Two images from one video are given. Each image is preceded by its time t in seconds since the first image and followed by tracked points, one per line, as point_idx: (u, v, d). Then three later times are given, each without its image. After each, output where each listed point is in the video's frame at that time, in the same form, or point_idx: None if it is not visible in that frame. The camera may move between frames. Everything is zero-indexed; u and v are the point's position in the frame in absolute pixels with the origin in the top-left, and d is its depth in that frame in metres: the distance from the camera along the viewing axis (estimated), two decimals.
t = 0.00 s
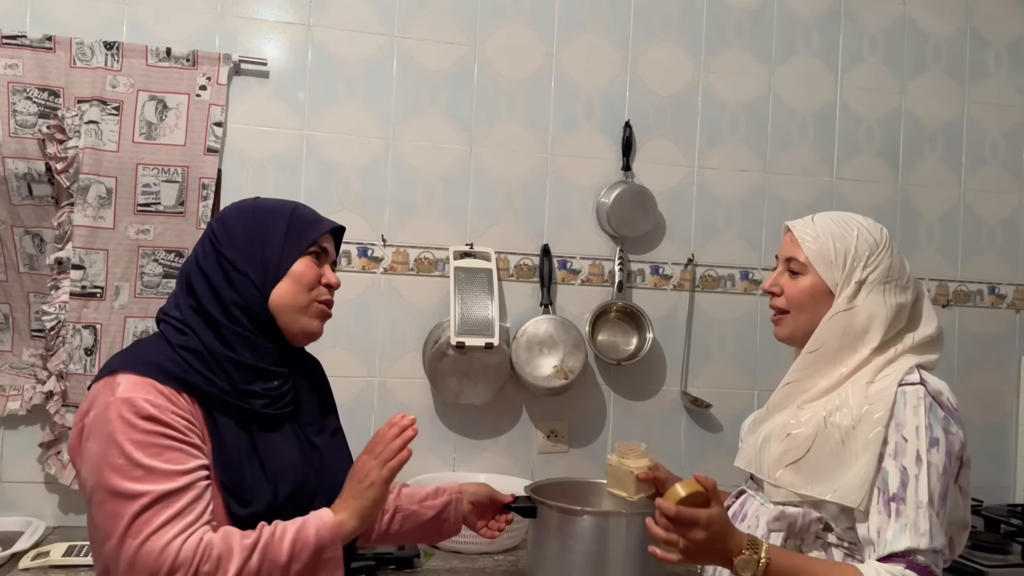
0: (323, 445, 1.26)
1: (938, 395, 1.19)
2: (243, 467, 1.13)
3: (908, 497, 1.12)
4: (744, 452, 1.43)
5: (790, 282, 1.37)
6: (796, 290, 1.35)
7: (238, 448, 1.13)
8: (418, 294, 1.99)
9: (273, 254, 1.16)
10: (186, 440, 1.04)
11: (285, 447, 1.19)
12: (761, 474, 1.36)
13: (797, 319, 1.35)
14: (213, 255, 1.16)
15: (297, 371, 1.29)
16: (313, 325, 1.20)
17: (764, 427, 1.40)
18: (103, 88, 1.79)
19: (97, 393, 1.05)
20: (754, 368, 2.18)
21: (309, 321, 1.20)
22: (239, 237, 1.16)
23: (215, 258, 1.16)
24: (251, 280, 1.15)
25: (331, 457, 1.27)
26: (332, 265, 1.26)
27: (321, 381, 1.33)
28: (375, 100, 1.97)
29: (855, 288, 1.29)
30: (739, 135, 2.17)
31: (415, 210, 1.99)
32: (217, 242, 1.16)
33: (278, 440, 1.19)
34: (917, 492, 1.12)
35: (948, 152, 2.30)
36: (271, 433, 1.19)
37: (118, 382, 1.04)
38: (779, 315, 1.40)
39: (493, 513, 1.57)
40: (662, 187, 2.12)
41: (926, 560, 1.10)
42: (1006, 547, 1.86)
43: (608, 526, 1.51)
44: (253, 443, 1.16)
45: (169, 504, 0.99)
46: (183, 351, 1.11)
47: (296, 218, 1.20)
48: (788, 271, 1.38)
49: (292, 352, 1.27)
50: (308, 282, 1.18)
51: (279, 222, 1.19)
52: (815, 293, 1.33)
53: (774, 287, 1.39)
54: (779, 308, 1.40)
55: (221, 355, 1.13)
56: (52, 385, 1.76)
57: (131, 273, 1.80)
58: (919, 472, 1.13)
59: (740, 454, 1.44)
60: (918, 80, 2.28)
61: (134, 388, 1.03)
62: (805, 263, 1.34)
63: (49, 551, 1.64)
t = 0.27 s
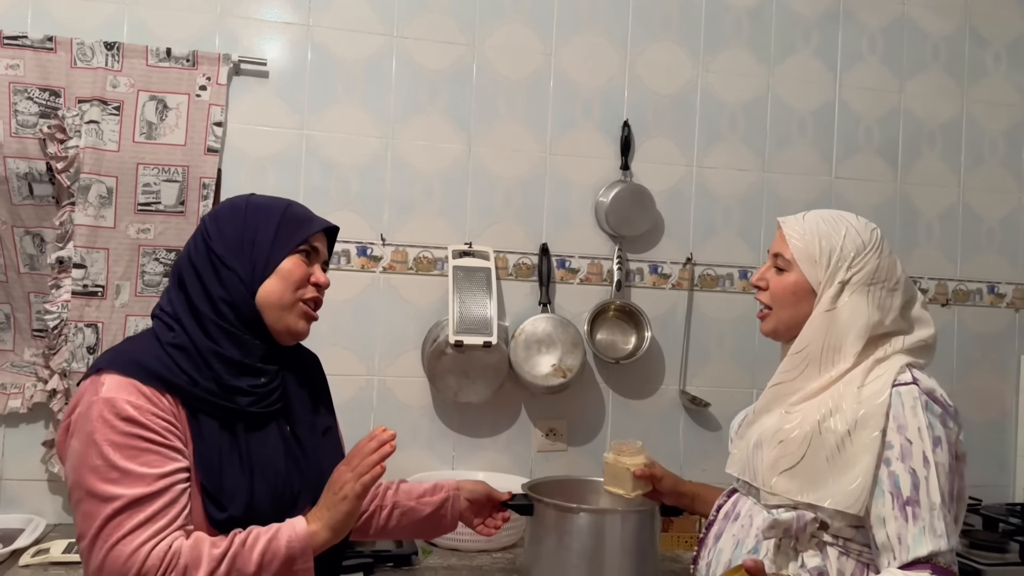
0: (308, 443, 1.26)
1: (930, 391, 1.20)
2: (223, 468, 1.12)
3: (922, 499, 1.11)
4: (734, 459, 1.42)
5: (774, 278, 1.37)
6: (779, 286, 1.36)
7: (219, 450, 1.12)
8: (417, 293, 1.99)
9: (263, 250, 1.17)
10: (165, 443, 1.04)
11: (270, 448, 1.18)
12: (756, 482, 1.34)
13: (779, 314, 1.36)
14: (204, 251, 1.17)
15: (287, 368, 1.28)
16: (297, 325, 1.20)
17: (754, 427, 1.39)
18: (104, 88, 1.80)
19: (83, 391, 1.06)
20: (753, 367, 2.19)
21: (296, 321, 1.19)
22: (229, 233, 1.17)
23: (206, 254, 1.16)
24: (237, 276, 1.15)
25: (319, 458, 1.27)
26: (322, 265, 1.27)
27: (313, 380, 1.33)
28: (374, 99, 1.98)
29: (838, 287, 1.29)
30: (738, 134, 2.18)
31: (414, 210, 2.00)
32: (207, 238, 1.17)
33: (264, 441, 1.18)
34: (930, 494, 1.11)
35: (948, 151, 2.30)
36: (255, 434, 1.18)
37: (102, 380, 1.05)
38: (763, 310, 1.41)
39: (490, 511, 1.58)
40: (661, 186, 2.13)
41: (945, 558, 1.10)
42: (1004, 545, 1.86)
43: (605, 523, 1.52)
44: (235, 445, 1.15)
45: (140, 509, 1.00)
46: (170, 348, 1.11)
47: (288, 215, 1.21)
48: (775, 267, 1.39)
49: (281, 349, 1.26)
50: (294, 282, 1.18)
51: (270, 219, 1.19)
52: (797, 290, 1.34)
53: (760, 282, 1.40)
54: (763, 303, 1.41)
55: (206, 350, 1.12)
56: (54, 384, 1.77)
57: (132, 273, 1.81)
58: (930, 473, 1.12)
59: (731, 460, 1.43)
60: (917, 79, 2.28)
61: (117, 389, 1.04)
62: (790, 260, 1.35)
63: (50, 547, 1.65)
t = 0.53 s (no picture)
0: (301, 439, 1.26)
1: (928, 384, 1.21)
2: (217, 465, 1.13)
3: (924, 493, 1.12)
4: (729, 459, 1.41)
5: (764, 276, 1.38)
6: (768, 284, 1.36)
7: (213, 447, 1.13)
8: (418, 291, 2.01)
9: (256, 246, 1.17)
10: (160, 438, 1.05)
11: (264, 445, 1.19)
12: (756, 484, 1.33)
13: (766, 311, 1.37)
14: (199, 247, 1.17)
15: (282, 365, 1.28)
16: (291, 321, 1.19)
17: (750, 427, 1.38)
18: (108, 87, 1.82)
19: (79, 386, 1.07)
20: (753, 364, 2.20)
21: (288, 317, 1.18)
22: (223, 230, 1.17)
23: (201, 249, 1.17)
24: (231, 273, 1.15)
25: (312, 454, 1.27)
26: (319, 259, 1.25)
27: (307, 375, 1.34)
28: (376, 99, 1.99)
29: (826, 288, 1.29)
30: (738, 132, 2.19)
31: (416, 208, 2.01)
32: (202, 236, 1.17)
33: (258, 439, 1.19)
34: (932, 487, 1.12)
35: (948, 150, 2.31)
36: (247, 431, 1.18)
37: (98, 377, 1.06)
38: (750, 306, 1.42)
39: (490, 508, 1.59)
40: (661, 185, 2.14)
41: (948, 550, 1.11)
42: (1003, 542, 1.87)
43: (605, 519, 1.54)
44: (229, 443, 1.16)
45: (135, 504, 1.01)
46: (165, 344, 1.12)
47: (282, 210, 1.21)
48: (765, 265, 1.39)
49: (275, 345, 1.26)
50: (286, 277, 1.17)
51: (263, 215, 1.19)
52: (786, 289, 1.34)
53: (750, 280, 1.40)
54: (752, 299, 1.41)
55: (200, 345, 1.13)
56: (59, 380, 1.80)
57: (136, 270, 1.83)
58: (931, 467, 1.13)
59: (726, 463, 1.41)
60: (917, 78, 2.29)
61: (113, 385, 1.05)
62: (779, 259, 1.35)
63: (54, 542, 1.67)
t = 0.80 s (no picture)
0: (297, 438, 1.24)
1: (927, 376, 1.22)
2: (211, 463, 1.12)
3: (934, 483, 1.12)
4: (728, 459, 1.38)
5: (759, 276, 1.36)
6: (763, 284, 1.34)
7: (208, 445, 1.12)
8: (419, 290, 2.00)
9: (220, 246, 1.15)
10: (153, 434, 1.05)
11: (257, 445, 1.17)
12: (762, 487, 1.29)
13: (762, 312, 1.35)
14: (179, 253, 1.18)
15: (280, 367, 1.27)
16: (268, 316, 1.15)
17: (750, 428, 1.36)
18: (108, 86, 1.82)
19: (76, 380, 1.06)
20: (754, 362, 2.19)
21: (268, 311, 1.15)
22: (194, 236, 1.17)
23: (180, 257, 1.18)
24: (204, 280, 1.15)
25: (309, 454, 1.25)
26: (295, 245, 1.20)
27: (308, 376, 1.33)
28: (377, 98, 1.99)
29: (825, 285, 1.29)
30: (739, 131, 2.18)
31: (416, 206, 2.01)
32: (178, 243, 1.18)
33: (253, 438, 1.17)
34: (941, 477, 1.12)
35: (949, 148, 2.31)
36: (240, 432, 1.17)
37: (94, 371, 1.05)
38: (743, 306, 1.40)
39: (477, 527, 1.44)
40: (661, 183, 2.14)
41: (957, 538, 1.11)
42: (1004, 540, 1.87)
43: (606, 516, 1.54)
44: (223, 442, 1.14)
45: (126, 498, 1.00)
46: (162, 341, 1.12)
47: (243, 202, 1.18)
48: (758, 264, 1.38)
49: (269, 344, 1.25)
50: (250, 273, 1.14)
51: (222, 212, 1.17)
52: (782, 289, 1.33)
53: (744, 281, 1.38)
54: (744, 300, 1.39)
55: (194, 342, 1.14)
56: (60, 378, 1.79)
57: (137, 269, 1.83)
58: (938, 457, 1.13)
59: (725, 464, 1.38)
60: (918, 76, 2.29)
61: (109, 379, 1.04)
62: (774, 258, 1.34)
63: (55, 541, 1.67)
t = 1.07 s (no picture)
0: (294, 434, 1.21)
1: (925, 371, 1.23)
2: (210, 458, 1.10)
3: (937, 477, 1.13)
4: (730, 456, 1.34)
5: (759, 276, 1.34)
6: (765, 283, 1.32)
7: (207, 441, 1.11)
8: (416, 286, 2.00)
9: (188, 251, 1.12)
10: (153, 427, 1.04)
11: (253, 441, 1.15)
12: (767, 485, 1.27)
13: (767, 312, 1.33)
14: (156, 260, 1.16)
15: (276, 361, 1.24)
16: (247, 316, 1.13)
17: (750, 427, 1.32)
18: (105, 82, 1.81)
19: (75, 374, 1.06)
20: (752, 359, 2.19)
21: (249, 310, 1.13)
22: (164, 242, 1.14)
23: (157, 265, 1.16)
24: (180, 286, 1.13)
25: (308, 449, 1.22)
26: (261, 238, 1.15)
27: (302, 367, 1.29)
28: (374, 94, 1.98)
29: (826, 281, 1.28)
30: (737, 127, 2.18)
31: (414, 203, 2.00)
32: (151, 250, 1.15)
33: (249, 434, 1.15)
34: (943, 471, 1.13)
35: (947, 145, 2.30)
36: (239, 427, 1.15)
37: (93, 364, 1.05)
38: (745, 308, 1.37)
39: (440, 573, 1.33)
40: (659, 179, 2.13)
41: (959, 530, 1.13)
42: (1003, 536, 1.87)
43: (604, 512, 1.54)
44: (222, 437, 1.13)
45: (125, 490, 1.00)
46: (160, 335, 1.11)
47: (200, 201, 1.13)
48: (756, 264, 1.36)
49: (257, 341, 1.22)
50: (219, 277, 1.11)
51: (181, 216, 1.13)
52: (785, 287, 1.31)
53: (743, 281, 1.36)
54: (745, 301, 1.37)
55: (191, 339, 1.12)
56: (57, 374, 1.79)
57: (134, 265, 1.83)
58: (940, 451, 1.14)
59: (725, 460, 1.34)
60: (916, 72, 2.29)
61: (108, 372, 1.04)
62: (775, 257, 1.32)
63: (52, 537, 1.66)
